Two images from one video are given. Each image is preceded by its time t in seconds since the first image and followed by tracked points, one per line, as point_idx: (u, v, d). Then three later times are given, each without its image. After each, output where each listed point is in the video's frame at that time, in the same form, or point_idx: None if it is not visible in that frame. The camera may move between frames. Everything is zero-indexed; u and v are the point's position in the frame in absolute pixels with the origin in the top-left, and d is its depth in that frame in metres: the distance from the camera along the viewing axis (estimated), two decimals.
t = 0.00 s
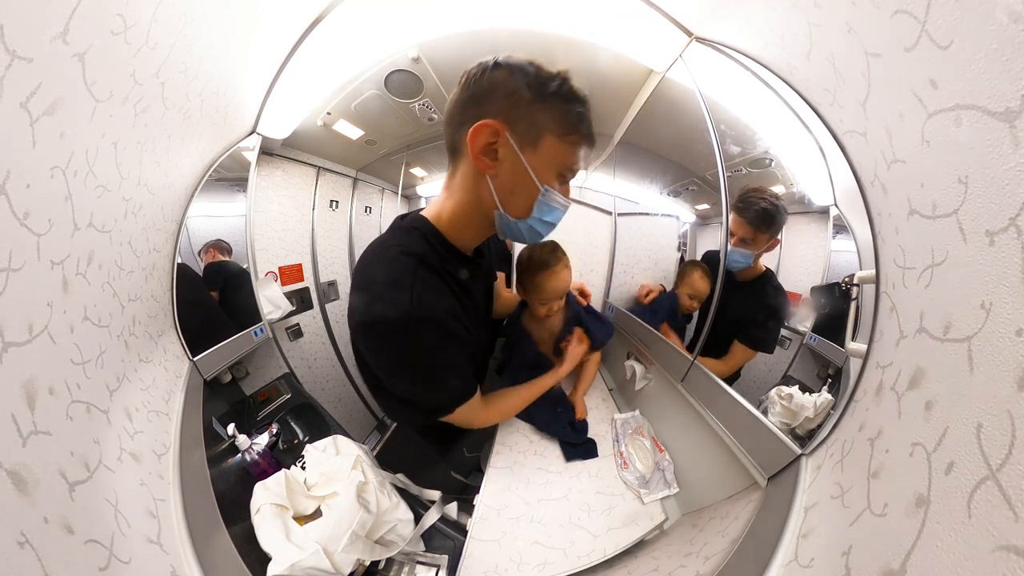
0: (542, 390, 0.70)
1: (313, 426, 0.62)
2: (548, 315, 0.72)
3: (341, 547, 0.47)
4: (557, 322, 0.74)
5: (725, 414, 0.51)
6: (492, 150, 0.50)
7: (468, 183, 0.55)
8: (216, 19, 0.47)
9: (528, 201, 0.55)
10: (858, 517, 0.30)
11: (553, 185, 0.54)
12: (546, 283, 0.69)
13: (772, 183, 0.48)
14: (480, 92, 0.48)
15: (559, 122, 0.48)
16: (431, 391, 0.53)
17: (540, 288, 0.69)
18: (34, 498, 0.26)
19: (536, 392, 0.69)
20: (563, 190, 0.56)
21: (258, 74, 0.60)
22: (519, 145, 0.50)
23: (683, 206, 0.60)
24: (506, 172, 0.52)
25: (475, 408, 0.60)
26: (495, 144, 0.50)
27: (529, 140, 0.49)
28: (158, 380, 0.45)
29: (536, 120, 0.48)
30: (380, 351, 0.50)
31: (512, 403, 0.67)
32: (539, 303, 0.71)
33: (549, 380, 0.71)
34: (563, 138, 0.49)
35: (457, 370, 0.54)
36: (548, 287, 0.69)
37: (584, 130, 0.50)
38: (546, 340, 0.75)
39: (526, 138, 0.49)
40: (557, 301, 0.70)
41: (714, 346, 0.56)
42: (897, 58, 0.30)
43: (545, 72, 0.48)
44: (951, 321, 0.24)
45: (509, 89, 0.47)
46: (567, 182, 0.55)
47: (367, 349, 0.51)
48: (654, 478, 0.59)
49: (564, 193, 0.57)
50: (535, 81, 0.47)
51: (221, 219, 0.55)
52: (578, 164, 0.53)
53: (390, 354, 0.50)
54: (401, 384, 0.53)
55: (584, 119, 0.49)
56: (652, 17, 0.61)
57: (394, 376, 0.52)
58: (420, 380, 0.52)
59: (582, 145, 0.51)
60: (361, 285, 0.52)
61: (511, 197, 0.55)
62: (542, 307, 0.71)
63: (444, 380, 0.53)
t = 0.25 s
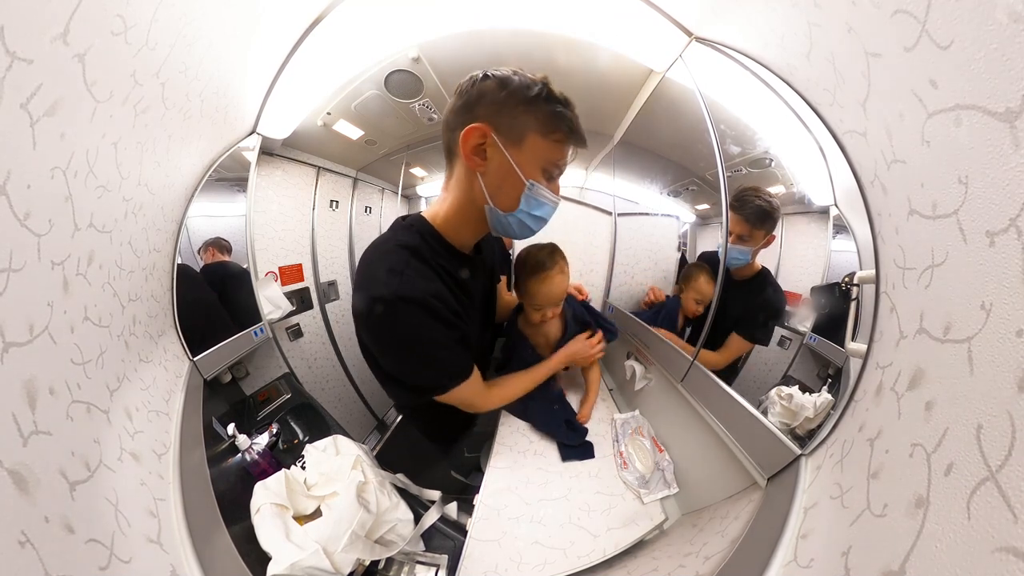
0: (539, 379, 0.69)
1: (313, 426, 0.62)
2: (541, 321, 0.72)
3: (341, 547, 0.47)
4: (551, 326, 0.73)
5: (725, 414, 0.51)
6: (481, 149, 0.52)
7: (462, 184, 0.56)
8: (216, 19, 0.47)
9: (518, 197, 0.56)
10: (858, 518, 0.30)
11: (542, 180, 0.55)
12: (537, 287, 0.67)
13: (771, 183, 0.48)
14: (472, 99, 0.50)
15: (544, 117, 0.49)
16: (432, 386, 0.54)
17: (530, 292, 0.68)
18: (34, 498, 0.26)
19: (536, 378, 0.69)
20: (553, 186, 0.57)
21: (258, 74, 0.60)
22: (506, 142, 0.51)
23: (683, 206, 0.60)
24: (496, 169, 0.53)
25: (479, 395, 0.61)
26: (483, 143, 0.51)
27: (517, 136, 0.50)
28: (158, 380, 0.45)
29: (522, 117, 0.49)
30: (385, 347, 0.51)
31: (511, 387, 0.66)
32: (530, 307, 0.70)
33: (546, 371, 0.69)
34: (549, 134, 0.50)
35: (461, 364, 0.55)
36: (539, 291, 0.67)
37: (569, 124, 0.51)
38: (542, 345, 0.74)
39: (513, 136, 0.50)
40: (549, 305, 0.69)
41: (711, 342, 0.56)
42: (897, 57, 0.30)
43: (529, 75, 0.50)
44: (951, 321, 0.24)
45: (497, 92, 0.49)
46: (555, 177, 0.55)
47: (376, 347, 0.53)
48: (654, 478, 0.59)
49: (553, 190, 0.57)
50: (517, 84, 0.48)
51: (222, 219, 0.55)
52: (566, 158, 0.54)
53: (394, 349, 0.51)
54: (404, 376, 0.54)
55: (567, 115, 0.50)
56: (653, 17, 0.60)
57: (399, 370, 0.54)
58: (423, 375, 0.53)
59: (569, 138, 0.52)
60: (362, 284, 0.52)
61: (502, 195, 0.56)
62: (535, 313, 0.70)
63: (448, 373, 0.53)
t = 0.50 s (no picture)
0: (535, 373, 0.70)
1: (313, 426, 0.62)
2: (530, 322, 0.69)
3: (341, 546, 0.47)
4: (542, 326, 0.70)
5: (725, 414, 0.51)
6: (465, 146, 0.53)
7: (450, 184, 0.57)
8: (216, 19, 0.47)
9: (504, 193, 0.56)
10: (857, 518, 0.30)
11: (528, 174, 0.55)
12: (523, 287, 0.65)
13: (772, 183, 0.48)
14: (455, 98, 0.51)
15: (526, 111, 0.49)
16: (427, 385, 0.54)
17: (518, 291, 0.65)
18: (35, 497, 0.26)
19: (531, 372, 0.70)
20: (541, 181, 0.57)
21: (258, 74, 0.60)
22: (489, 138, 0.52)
23: (683, 206, 0.60)
24: (481, 166, 0.54)
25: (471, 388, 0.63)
26: (467, 140, 0.52)
27: (500, 130, 0.51)
28: (159, 380, 0.45)
29: (503, 112, 0.50)
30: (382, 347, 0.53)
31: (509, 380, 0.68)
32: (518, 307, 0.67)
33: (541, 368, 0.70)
34: (532, 127, 0.50)
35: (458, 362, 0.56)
36: (525, 291, 0.64)
37: (554, 118, 0.50)
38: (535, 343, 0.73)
39: (496, 131, 0.51)
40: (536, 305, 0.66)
41: (711, 340, 0.56)
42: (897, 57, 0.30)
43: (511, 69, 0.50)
44: (951, 321, 0.24)
45: (481, 88, 0.49)
46: (543, 171, 0.55)
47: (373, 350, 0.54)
48: (654, 478, 0.59)
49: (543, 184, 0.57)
50: (496, 80, 0.49)
51: (222, 219, 0.56)
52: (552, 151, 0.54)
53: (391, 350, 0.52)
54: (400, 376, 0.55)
55: (552, 106, 0.50)
56: (653, 17, 0.61)
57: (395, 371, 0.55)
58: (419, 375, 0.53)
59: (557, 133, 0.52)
60: (361, 284, 0.53)
61: (487, 192, 0.56)
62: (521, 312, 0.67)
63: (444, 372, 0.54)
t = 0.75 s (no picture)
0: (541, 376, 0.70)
1: (313, 426, 0.61)
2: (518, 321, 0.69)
3: (341, 547, 0.47)
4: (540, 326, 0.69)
5: (725, 414, 0.51)
6: (448, 147, 0.53)
7: (443, 188, 0.58)
8: (216, 19, 0.47)
9: (493, 194, 0.55)
10: (858, 518, 0.30)
11: (518, 172, 0.54)
12: (512, 286, 0.64)
13: (772, 183, 0.48)
14: (435, 96, 0.51)
15: (511, 106, 0.48)
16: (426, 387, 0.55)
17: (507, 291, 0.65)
18: (34, 497, 0.25)
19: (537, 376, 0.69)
20: (535, 179, 0.56)
21: (258, 74, 0.60)
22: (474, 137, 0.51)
23: (682, 206, 0.60)
24: (469, 165, 0.54)
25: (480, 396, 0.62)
26: (451, 142, 0.53)
27: (484, 127, 0.50)
28: (158, 380, 0.45)
29: (486, 107, 0.49)
30: (382, 351, 0.54)
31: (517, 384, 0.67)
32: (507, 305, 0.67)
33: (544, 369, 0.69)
34: (514, 119, 0.49)
35: (460, 364, 0.56)
36: (513, 289, 0.64)
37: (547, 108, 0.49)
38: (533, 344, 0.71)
39: (480, 128, 0.51)
40: (524, 302, 0.65)
41: (712, 339, 0.56)
42: (897, 57, 0.30)
43: (495, 58, 0.49)
44: (951, 321, 0.24)
45: (462, 85, 0.49)
46: (537, 167, 0.55)
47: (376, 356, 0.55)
48: (654, 478, 0.59)
49: (539, 182, 0.56)
50: (477, 70, 0.48)
51: (222, 218, 0.56)
52: (546, 146, 0.52)
53: (391, 352, 0.53)
54: (400, 378, 0.56)
55: (543, 94, 0.48)
56: (653, 17, 0.61)
57: (396, 374, 0.56)
58: (421, 377, 0.54)
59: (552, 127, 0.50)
60: (362, 285, 0.55)
61: (474, 193, 0.56)
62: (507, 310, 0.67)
63: (443, 374, 0.55)
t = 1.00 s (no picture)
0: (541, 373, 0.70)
1: (313, 426, 0.61)
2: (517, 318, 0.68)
3: (341, 546, 0.47)
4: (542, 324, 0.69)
5: (725, 414, 0.50)
6: (432, 147, 0.54)
7: (432, 189, 0.59)
8: (216, 19, 0.47)
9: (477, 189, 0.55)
10: (857, 519, 0.30)
11: (499, 167, 0.52)
12: (507, 279, 0.63)
13: (772, 183, 0.47)
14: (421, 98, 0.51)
15: (486, 102, 0.48)
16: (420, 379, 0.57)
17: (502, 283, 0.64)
18: (35, 497, 0.26)
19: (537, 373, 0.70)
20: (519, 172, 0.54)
21: (258, 74, 0.60)
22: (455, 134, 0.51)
23: (683, 206, 0.59)
24: (453, 163, 0.53)
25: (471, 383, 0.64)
26: (434, 142, 0.53)
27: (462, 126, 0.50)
28: (158, 380, 0.45)
29: (464, 106, 0.49)
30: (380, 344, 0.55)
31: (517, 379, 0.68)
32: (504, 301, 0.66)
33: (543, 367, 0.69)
34: (492, 114, 0.48)
35: (456, 357, 0.58)
36: (508, 280, 0.62)
37: (524, 103, 0.47)
38: (531, 342, 0.71)
39: (460, 126, 0.50)
40: (519, 297, 0.64)
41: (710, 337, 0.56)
42: (897, 57, 0.30)
43: (465, 59, 0.48)
44: (951, 322, 0.24)
45: (438, 87, 0.49)
46: (520, 159, 0.52)
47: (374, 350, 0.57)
48: (654, 477, 0.59)
49: (523, 173, 0.54)
50: (453, 71, 0.48)
51: (222, 219, 0.56)
52: (528, 138, 0.50)
53: (386, 346, 0.55)
54: (397, 370, 0.57)
55: (516, 88, 0.47)
56: (653, 17, 0.61)
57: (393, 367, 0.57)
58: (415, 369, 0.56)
59: (532, 119, 0.49)
60: (362, 284, 0.55)
61: (459, 189, 0.56)
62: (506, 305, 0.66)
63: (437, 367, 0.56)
